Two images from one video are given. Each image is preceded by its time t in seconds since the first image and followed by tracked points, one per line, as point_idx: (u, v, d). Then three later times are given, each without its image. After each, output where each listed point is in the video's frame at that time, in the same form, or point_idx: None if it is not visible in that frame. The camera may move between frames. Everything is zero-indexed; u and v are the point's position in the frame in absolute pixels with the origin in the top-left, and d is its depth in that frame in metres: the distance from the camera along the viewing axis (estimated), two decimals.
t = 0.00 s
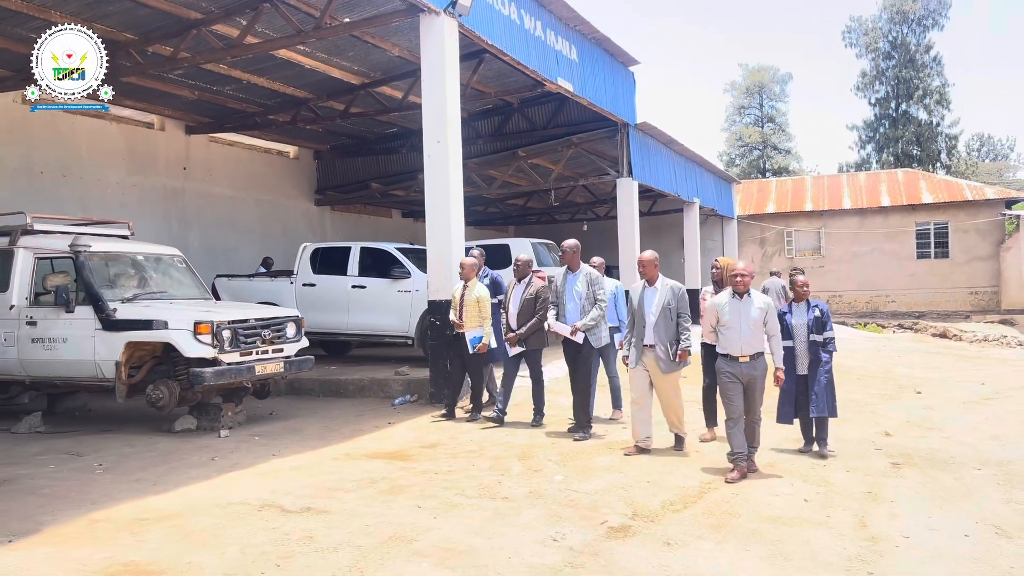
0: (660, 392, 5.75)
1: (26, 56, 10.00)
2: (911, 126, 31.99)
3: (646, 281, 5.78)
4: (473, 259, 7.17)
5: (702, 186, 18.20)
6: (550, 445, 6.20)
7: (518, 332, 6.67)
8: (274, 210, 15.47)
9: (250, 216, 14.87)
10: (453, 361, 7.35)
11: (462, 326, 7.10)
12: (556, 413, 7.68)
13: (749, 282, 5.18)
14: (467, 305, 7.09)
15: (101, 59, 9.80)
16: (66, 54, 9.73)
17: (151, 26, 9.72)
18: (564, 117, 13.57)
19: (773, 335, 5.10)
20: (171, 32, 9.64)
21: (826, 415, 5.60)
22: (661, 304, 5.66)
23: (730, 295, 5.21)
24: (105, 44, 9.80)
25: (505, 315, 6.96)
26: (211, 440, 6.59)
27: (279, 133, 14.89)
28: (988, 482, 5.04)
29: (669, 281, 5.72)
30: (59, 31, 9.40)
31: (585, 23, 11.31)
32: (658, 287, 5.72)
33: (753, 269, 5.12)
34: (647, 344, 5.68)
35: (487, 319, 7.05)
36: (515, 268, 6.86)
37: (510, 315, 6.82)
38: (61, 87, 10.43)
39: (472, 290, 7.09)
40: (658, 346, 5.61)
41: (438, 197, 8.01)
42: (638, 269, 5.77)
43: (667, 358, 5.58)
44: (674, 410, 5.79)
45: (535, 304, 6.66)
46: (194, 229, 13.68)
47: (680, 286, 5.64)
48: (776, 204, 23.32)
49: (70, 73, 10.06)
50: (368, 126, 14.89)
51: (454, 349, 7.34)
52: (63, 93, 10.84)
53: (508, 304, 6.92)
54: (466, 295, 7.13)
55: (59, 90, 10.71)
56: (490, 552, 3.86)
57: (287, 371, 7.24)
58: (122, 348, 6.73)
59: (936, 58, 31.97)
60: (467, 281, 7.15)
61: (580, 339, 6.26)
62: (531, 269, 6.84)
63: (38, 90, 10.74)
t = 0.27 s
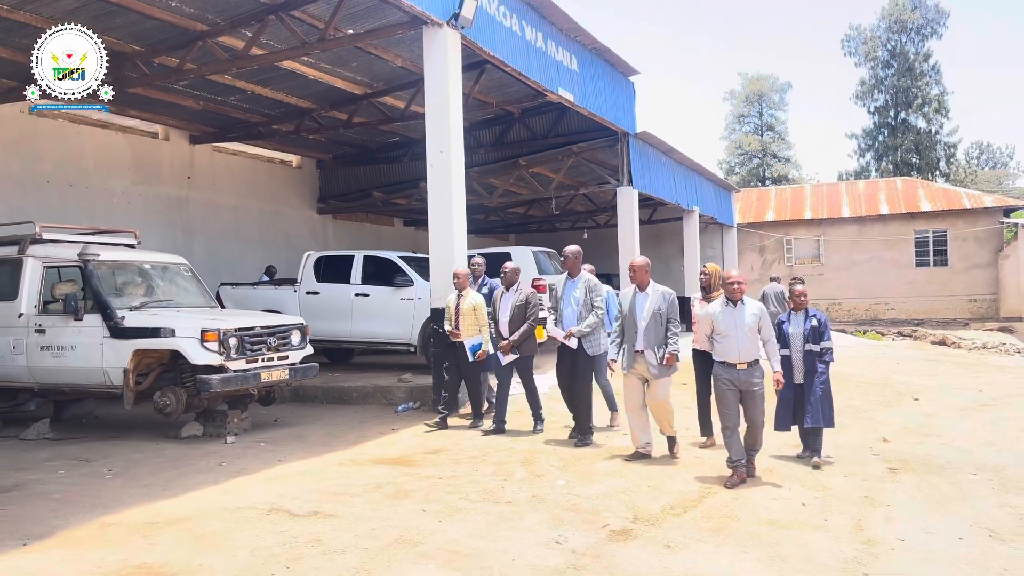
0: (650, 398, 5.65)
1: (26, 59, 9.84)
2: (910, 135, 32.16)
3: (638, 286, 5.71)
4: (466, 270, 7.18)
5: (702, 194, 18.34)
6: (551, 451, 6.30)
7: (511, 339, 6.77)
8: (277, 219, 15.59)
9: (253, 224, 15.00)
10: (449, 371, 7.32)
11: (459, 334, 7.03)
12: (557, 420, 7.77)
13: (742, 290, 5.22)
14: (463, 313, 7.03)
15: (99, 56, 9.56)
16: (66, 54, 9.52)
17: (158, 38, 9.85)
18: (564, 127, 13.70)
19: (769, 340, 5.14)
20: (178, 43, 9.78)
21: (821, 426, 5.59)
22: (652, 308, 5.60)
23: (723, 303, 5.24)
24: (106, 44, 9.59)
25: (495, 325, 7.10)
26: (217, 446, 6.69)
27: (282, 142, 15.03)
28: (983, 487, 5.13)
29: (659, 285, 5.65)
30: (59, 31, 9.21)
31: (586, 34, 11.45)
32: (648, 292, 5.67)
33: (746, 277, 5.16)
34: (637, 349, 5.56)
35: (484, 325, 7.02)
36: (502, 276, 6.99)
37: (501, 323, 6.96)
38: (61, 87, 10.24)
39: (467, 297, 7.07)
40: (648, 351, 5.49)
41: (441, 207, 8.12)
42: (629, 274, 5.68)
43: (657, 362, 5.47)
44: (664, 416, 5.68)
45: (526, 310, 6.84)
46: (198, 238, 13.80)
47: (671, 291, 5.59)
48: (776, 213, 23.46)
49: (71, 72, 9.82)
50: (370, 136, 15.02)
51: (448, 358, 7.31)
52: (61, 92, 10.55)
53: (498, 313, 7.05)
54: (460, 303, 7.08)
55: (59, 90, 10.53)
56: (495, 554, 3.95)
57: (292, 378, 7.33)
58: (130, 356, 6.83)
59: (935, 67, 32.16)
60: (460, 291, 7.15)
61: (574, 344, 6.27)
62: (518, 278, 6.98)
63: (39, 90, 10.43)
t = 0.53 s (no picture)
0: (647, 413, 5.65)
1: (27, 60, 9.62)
2: (911, 146, 32.33)
3: (634, 298, 5.79)
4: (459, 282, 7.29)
5: (704, 206, 18.48)
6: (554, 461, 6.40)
7: (503, 349, 6.76)
8: (282, 232, 15.75)
9: (259, 237, 15.16)
10: (445, 390, 7.27)
11: (454, 346, 7.12)
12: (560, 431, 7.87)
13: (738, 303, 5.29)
14: (456, 324, 7.13)
15: (100, 56, 9.43)
16: (67, 55, 9.32)
17: (167, 55, 10.02)
18: (566, 140, 13.85)
19: (766, 351, 5.20)
20: (187, 60, 9.95)
21: (820, 438, 5.61)
22: (648, 321, 5.68)
23: (720, 315, 5.31)
24: (106, 45, 9.38)
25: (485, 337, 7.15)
26: (225, 457, 6.80)
27: (288, 156, 15.21)
28: (978, 496, 5.22)
29: (656, 298, 5.71)
30: (60, 32, 8.95)
31: (588, 49, 11.62)
32: (646, 305, 5.73)
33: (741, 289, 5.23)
34: (635, 362, 5.66)
35: (478, 338, 7.13)
36: (492, 287, 6.98)
37: (492, 334, 6.95)
38: (61, 87, 10.04)
39: (458, 310, 7.15)
40: (645, 364, 5.57)
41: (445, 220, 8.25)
42: (627, 286, 5.79)
43: (655, 375, 5.54)
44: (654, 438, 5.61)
45: (518, 319, 6.81)
46: (204, 250, 13.96)
47: (668, 303, 5.63)
48: (777, 224, 23.58)
49: (71, 74, 9.65)
50: (374, 149, 15.19)
51: (443, 376, 7.25)
52: (62, 93, 10.28)
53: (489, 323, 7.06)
54: (452, 315, 7.17)
55: (58, 90, 10.29)
56: (500, 562, 4.05)
57: (300, 390, 7.45)
58: (139, 368, 6.94)
59: (935, 78, 32.35)
60: (451, 304, 7.24)
61: (571, 356, 6.27)
62: (509, 288, 6.95)
63: (38, 91, 10.36)
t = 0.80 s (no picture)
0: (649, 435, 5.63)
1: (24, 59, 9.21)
2: (913, 160, 32.45)
3: (640, 317, 5.82)
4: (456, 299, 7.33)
5: (707, 221, 18.57)
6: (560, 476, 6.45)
7: (500, 366, 6.79)
8: (288, 248, 15.89)
9: (265, 253, 15.29)
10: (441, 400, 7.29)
11: (448, 362, 7.10)
12: (565, 446, 7.93)
13: (744, 322, 5.18)
14: (451, 341, 7.12)
15: (100, 59, 9.10)
16: (67, 55, 8.95)
17: (176, 75, 10.18)
18: (570, 156, 13.98)
19: (772, 372, 5.00)
20: (196, 80, 10.09)
21: (831, 455, 5.61)
22: (652, 341, 5.72)
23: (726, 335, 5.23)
24: (107, 44, 8.98)
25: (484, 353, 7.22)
26: (233, 473, 6.87)
27: (294, 173, 15.36)
28: (980, 511, 5.26)
29: (661, 317, 5.76)
30: (60, 32, 8.53)
31: (591, 67, 11.76)
32: (651, 324, 5.79)
33: (744, 308, 5.14)
34: (639, 382, 5.69)
35: (473, 353, 7.15)
36: (489, 304, 7.10)
37: (490, 350, 7.05)
38: (61, 87, 9.72)
39: (454, 326, 7.16)
40: (649, 384, 5.59)
41: (451, 237, 8.36)
42: (632, 304, 5.76)
43: (659, 396, 5.54)
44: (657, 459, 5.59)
45: (514, 336, 6.92)
46: (211, 266, 14.08)
47: (672, 323, 5.67)
48: (780, 239, 23.65)
49: (71, 74, 9.29)
50: (379, 166, 15.34)
51: (439, 386, 7.27)
52: (62, 93, 10.00)
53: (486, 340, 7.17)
54: (448, 332, 7.16)
55: (58, 90, 9.94)
56: None
57: (307, 406, 7.53)
58: (149, 385, 7.02)
59: (936, 93, 32.52)
60: (448, 320, 7.24)
61: (566, 373, 6.27)
62: (506, 305, 7.12)
63: (38, 91, 9.94)
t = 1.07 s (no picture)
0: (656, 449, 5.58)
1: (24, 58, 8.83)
2: (915, 172, 32.52)
3: (645, 329, 5.82)
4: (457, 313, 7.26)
5: (710, 234, 18.62)
6: (565, 490, 6.46)
7: (497, 382, 6.74)
8: (293, 261, 15.96)
9: (269, 266, 15.35)
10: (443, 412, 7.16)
11: (447, 377, 7.08)
12: (571, 459, 7.93)
13: (757, 333, 5.15)
14: (450, 355, 7.08)
15: (101, 59, 8.76)
16: (67, 55, 8.58)
17: (184, 90, 10.28)
18: (573, 169, 14.06)
19: (783, 387, 4.97)
20: (202, 95, 10.19)
21: (839, 469, 5.66)
22: (658, 352, 5.69)
23: (739, 346, 5.20)
24: (109, 45, 8.63)
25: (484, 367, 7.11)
26: (239, 486, 6.89)
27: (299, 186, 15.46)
28: (986, 523, 5.26)
29: (666, 328, 5.74)
30: (59, 33, 8.17)
31: (595, 81, 11.85)
32: (656, 335, 5.76)
33: (756, 319, 5.10)
34: (646, 395, 5.65)
35: (472, 368, 7.08)
36: (490, 318, 6.97)
37: (488, 366, 6.93)
38: (60, 87, 9.36)
39: (453, 341, 7.11)
40: (656, 397, 5.56)
41: (456, 250, 8.42)
42: (636, 316, 5.81)
43: (666, 408, 5.52)
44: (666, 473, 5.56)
45: (512, 351, 6.81)
46: (217, 280, 14.15)
47: (678, 334, 5.65)
48: (783, 251, 23.68)
49: (70, 74, 8.93)
50: (384, 179, 15.43)
51: (441, 399, 7.17)
52: (62, 93, 9.66)
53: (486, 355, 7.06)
54: (447, 346, 7.12)
55: (58, 90, 9.61)
56: None
57: (312, 419, 7.56)
58: (157, 398, 7.06)
59: (938, 105, 32.64)
60: (448, 334, 7.19)
61: (559, 384, 6.27)
62: (507, 320, 6.96)
63: (38, 91, 9.70)
